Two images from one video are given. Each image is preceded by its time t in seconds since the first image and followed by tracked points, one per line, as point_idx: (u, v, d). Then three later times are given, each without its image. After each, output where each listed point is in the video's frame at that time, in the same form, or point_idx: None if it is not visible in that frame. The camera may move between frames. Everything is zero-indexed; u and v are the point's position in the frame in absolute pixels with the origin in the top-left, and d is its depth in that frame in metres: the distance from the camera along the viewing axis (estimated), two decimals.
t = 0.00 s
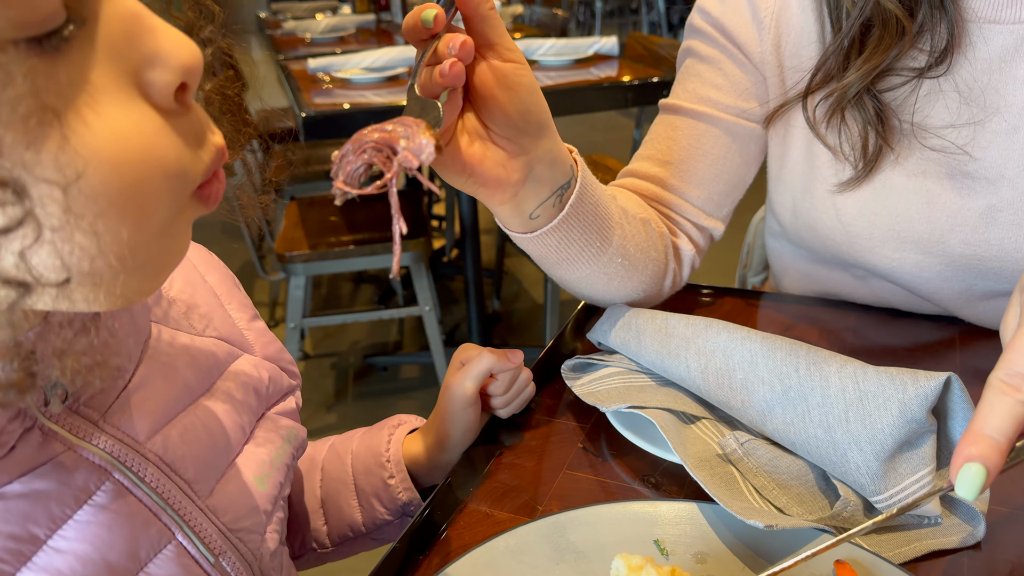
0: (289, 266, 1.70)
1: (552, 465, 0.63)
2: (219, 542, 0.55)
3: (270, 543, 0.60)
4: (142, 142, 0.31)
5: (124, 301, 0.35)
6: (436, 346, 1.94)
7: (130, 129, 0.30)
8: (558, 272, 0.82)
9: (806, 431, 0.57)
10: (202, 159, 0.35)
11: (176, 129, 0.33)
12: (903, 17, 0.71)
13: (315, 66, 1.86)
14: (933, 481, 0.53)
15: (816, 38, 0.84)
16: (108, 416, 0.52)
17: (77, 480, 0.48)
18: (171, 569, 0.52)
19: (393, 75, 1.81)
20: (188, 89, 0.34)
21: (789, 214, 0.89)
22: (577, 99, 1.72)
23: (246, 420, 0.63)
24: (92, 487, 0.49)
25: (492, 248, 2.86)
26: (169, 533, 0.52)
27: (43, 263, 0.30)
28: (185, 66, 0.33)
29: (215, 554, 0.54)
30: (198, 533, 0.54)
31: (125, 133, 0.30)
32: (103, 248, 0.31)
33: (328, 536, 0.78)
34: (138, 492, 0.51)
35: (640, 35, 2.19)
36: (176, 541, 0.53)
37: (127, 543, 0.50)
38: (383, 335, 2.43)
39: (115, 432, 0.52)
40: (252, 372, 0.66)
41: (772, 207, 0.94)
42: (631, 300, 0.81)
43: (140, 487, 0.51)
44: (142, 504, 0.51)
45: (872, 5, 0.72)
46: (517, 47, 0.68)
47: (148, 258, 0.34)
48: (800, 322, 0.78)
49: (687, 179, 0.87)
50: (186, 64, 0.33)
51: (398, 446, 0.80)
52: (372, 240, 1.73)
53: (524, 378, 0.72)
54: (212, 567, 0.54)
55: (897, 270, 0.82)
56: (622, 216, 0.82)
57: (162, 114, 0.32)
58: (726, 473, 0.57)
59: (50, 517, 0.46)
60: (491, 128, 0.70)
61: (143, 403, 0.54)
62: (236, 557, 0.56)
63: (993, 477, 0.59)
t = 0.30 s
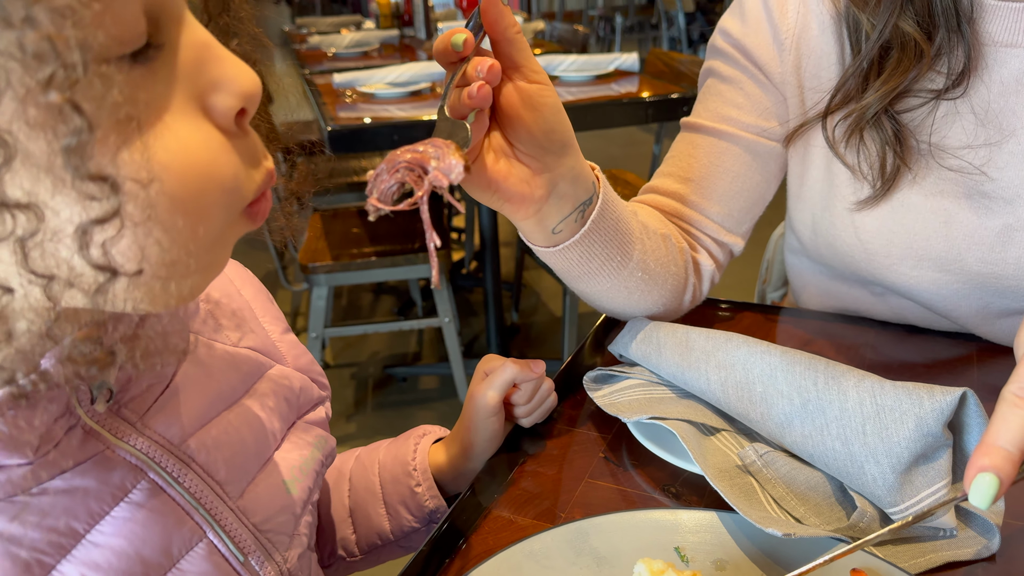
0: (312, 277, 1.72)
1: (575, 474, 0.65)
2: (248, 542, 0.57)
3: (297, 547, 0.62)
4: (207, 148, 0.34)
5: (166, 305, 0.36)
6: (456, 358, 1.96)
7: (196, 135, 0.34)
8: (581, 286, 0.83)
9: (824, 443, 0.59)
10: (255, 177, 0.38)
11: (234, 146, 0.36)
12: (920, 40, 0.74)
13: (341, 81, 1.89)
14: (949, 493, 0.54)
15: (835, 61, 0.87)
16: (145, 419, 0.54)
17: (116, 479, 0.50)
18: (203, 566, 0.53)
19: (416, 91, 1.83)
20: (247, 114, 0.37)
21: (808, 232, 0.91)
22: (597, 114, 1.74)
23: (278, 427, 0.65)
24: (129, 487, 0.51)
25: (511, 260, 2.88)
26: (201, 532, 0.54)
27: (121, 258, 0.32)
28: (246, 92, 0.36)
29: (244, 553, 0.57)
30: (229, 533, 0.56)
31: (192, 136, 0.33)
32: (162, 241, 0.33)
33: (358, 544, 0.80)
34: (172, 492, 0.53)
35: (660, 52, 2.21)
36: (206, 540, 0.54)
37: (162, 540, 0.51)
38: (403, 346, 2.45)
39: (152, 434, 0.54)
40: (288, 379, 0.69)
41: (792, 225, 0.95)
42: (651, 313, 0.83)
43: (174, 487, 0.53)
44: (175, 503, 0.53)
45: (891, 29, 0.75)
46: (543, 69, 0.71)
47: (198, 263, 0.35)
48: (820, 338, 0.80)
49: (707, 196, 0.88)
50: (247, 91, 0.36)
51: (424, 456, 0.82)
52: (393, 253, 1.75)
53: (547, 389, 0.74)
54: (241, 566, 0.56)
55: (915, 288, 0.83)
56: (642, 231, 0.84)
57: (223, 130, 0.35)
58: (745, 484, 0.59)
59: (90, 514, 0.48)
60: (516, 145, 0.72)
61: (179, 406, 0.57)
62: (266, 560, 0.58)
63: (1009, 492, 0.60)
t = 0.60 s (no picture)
0: (332, 286, 1.75)
1: (594, 479, 0.66)
2: (293, 536, 0.60)
3: (338, 541, 0.64)
4: (250, 156, 0.40)
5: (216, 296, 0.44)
6: (473, 369, 1.98)
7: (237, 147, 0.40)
8: (597, 296, 0.85)
9: (836, 452, 0.60)
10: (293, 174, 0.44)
11: (277, 152, 0.43)
12: (935, 60, 0.77)
13: (364, 94, 1.92)
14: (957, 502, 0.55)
15: (851, 80, 0.88)
16: (199, 419, 0.58)
17: (172, 477, 0.54)
18: (250, 560, 0.56)
19: (437, 104, 1.86)
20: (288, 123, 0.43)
21: (823, 247, 0.93)
22: (615, 128, 1.77)
23: (321, 428, 0.68)
24: (184, 484, 0.55)
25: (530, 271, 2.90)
26: (249, 528, 0.57)
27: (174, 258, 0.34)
28: (290, 102, 0.42)
29: (290, 547, 0.59)
30: (274, 527, 0.59)
31: (237, 147, 0.40)
32: (209, 243, 0.40)
33: (380, 545, 0.82)
34: (224, 489, 0.57)
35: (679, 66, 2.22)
36: (255, 535, 0.58)
37: (215, 534, 0.55)
38: (421, 356, 2.47)
39: (206, 434, 0.58)
40: (328, 380, 0.72)
41: (807, 239, 0.97)
42: (667, 324, 0.85)
43: (225, 484, 0.57)
44: (226, 500, 0.57)
45: (906, 48, 0.78)
46: (559, 86, 0.73)
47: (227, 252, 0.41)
48: (833, 350, 0.81)
49: (722, 209, 0.90)
50: (290, 102, 0.42)
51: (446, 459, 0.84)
52: (412, 263, 1.77)
53: (565, 398, 0.76)
54: (288, 562, 0.58)
55: (929, 301, 0.84)
56: (657, 243, 0.86)
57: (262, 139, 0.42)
58: (760, 491, 0.60)
59: (150, 509, 0.52)
60: (534, 158, 0.76)
61: (227, 408, 0.61)
62: (306, 548, 0.60)
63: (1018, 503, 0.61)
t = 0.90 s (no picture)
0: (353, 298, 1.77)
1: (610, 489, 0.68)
2: (323, 547, 0.63)
3: (367, 554, 0.68)
4: (294, 180, 0.45)
5: (271, 314, 0.49)
6: (491, 382, 1.99)
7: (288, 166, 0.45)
8: (609, 310, 0.88)
9: (847, 465, 0.62)
10: (330, 189, 0.49)
11: (314, 175, 0.47)
12: (946, 80, 0.79)
13: (385, 110, 1.96)
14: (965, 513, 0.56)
15: (863, 100, 0.90)
16: (235, 435, 0.63)
17: (210, 490, 0.58)
18: (285, 568, 0.60)
19: (458, 120, 1.88)
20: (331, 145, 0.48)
21: (838, 264, 0.95)
22: (634, 143, 1.78)
23: (350, 440, 0.73)
24: (223, 497, 0.59)
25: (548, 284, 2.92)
26: (283, 538, 0.61)
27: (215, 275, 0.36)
28: (330, 127, 0.47)
29: (321, 559, 0.62)
30: (305, 538, 0.62)
31: (284, 174, 0.44)
32: (262, 265, 0.45)
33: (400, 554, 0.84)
34: (259, 502, 0.60)
35: (696, 82, 2.23)
36: (289, 547, 0.61)
37: (251, 546, 0.58)
38: (439, 368, 2.49)
39: (243, 450, 0.62)
40: (357, 396, 0.77)
41: (821, 255, 0.99)
42: (679, 338, 0.86)
43: (260, 497, 0.60)
44: (262, 512, 0.60)
45: (918, 69, 0.80)
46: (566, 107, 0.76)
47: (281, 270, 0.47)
48: (848, 365, 0.82)
49: (733, 225, 0.92)
50: (331, 126, 0.47)
51: (465, 469, 0.87)
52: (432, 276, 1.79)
53: (581, 410, 0.79)
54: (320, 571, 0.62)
55: (941, 318, 0.86)
56: (667, 259, 0.88)
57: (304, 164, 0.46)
58: (772, 502, 0.62)
59: (189, 522, 0.56)
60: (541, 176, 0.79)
61: (262, 426, 0.65)
62: (334, 557, 0.63)
63: None
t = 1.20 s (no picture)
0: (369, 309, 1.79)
1: (620, 496, 0.69)
2: (342, 543, 0.69)
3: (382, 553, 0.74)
4: (330, 187, 0.54)
5: (315, 320, 0.57)
6: (506, 392, 2.01)
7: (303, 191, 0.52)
8: (615, 324, 0.90)
9: (852, 472, 0.63)
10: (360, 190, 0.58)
11: (344, 179, 0.56)
12: (947, 96, 0.85)
13: (403, 123, 1.99)
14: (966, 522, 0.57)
15: (867, 118, 0.96)
16: (262, 438, 0.69)
17: (236, 487, 0.64)
18: (307, 565, 0.66)
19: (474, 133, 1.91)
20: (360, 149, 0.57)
21: (846, 278, 0.99)
22: (650, 156, 1.80)
23: (367, 442, 0.80)
24: (248, 494, 0.65)
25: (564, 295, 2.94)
26: (305, 535, 0.67)
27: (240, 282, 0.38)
28: (360, 133, 0.56)
29: (340, 556, 0.68)
30: (326, 536, 0.68)
31: (323, 181, 0.53)
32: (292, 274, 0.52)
33: (414, 559, 0.86)
34: (282, 499, 0.67)
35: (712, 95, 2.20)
36: (309, 543, 0.67)
37: (275, 542, 0.64)
38: (455, 378, 2.52)
39: (269, 451, 0.69)
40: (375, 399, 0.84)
41: (830, 270, 1.03)
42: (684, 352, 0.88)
43: (283, 496, 0.67)
44: (284, 510, 0.66)
45: (921, 85, 0.86)
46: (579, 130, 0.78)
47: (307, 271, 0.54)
48: (857, 375, 0.84)
49: (738, 239, 0.97)
50: (360, 133, 0.56)
51: (477, 476, 0.89)
52: (448, 287, 1.81)
53: (592, 417, 0.81)
54: (338, 566, 0.67)
55: (946, 331, 0.89)
56: (671, 274, 0.91)
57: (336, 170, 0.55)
58: (777, 508, 0.63)
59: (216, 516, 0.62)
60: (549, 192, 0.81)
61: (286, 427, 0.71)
62: (354, 554, 0.69)
63: None
